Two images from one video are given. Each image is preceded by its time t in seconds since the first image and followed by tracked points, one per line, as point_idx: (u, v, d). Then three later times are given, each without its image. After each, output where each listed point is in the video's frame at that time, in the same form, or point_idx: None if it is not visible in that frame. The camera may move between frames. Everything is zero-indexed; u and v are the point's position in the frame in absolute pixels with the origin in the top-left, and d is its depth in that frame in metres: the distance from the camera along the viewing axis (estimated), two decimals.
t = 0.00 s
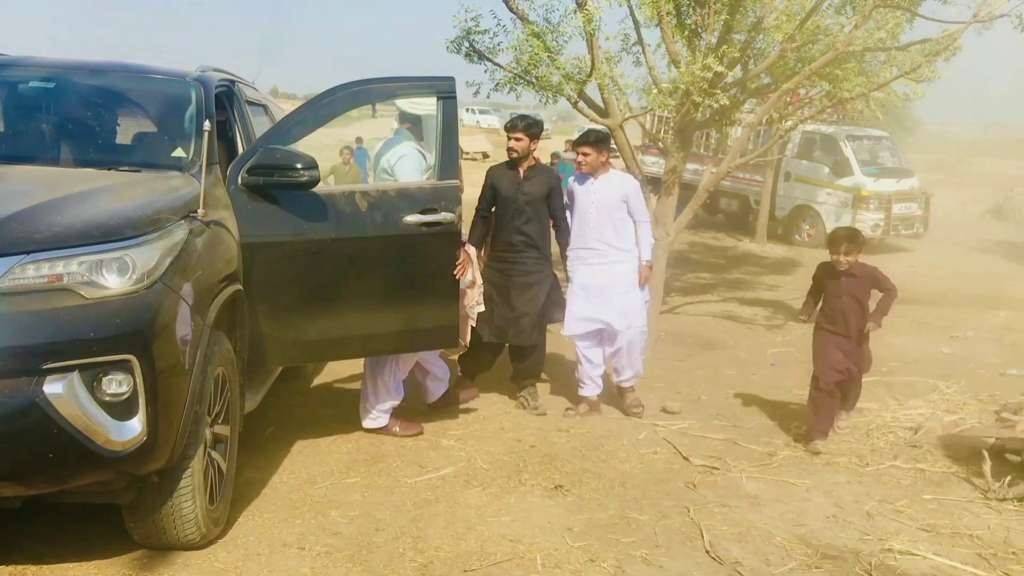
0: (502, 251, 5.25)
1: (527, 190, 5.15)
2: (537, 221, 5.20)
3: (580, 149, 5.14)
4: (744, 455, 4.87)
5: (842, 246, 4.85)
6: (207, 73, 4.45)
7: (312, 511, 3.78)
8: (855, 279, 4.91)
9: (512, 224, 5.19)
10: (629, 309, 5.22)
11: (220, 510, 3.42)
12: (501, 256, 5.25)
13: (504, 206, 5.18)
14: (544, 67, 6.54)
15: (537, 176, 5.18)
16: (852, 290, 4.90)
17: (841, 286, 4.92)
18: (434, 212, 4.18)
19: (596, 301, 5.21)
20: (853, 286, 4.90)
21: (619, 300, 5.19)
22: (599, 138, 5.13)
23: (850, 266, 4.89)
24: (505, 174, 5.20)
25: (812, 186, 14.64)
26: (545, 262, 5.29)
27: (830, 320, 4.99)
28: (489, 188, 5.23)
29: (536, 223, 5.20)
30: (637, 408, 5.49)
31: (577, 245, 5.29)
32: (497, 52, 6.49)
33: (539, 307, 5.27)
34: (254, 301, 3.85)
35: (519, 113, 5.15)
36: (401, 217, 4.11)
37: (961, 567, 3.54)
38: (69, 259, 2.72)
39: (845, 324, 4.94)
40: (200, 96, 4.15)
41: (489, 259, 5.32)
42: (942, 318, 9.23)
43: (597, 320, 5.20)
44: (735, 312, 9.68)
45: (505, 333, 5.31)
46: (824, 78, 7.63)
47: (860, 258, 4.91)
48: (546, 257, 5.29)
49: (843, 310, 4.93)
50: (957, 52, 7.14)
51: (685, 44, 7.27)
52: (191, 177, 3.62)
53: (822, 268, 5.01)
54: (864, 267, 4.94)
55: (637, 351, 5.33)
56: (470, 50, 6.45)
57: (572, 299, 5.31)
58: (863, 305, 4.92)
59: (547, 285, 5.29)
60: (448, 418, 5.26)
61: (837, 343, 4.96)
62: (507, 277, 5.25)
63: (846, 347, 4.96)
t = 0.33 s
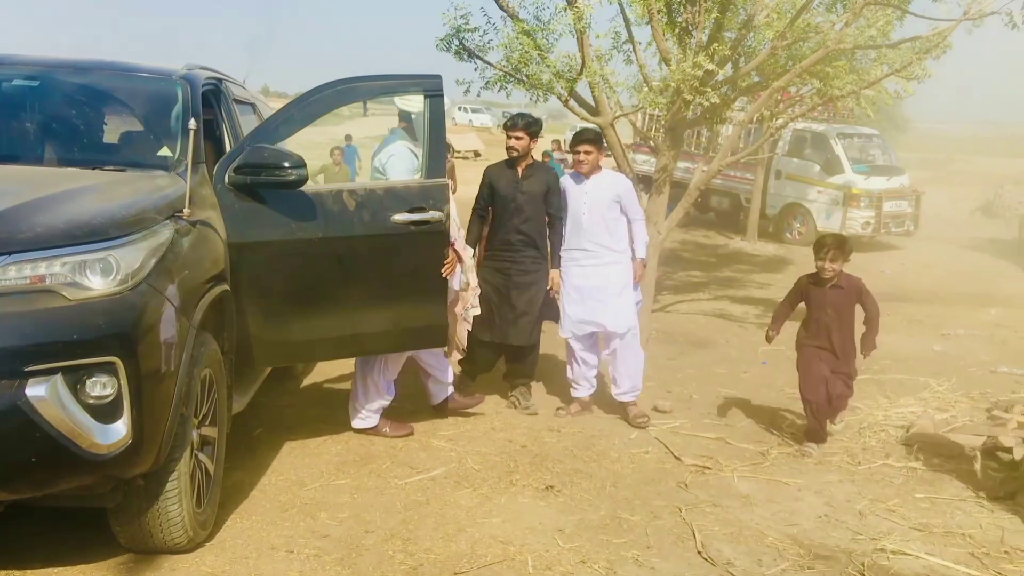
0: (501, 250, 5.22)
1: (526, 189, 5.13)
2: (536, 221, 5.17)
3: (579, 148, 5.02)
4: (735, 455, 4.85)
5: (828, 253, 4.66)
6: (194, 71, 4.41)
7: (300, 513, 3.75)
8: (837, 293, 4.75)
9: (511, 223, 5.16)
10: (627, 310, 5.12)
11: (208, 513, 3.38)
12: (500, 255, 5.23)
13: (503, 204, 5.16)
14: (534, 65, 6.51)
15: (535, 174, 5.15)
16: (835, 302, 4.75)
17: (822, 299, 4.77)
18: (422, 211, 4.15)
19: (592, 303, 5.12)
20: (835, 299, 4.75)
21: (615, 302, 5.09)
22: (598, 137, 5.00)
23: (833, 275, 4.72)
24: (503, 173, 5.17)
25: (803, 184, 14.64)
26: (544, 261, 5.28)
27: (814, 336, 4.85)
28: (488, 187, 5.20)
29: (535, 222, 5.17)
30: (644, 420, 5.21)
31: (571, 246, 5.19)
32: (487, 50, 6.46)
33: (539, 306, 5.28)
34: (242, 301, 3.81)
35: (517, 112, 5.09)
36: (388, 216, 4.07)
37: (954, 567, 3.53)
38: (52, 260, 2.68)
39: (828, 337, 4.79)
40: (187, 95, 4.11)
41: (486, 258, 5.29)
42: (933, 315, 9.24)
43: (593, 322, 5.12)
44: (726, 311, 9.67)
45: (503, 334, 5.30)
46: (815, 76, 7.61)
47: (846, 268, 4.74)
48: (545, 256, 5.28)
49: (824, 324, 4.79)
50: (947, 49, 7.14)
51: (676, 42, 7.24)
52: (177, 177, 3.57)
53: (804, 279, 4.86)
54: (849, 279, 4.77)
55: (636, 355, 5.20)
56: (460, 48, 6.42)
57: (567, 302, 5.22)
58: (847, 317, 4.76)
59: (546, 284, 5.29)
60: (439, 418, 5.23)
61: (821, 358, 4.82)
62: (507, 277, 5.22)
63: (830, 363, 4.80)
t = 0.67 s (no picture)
0: (484, 250, 5.16)
1: (512, 189, 5.10)
2: (521, 221, 5.14)
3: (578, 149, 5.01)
4: (716, 454, 4.83)
5: (806, 230, 4.39)
6: (165, 70, 4.33)
7: (277, 520, 3.68)
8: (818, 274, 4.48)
9: (496, 223, 5.11)
10: (611, 313, 5.03)
11: (183, 521, 3.32)
12: (484, 256, 5.17)
13: (487, 204, 5.11)
14: (511, 64, 6.46)
15: (520, 175, 5.13)
16: (817, 285, 4.48)
17: (803, 279, 4.48)
18: (395, 211, 4.11)
19: (576, 306, 5.06)
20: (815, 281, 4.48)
21: (600, 304, 5.03)
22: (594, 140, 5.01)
23: (811, 255, 4.45)
24: (487, 172, 5.12)
25: (779, 182, 14.69)
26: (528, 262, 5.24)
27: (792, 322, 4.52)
28: (471, 188, 5.14)
29: (520, 222, 5.14)
30: (635, 427, 5.05)
31: (556, 248, 5.14)
32: (464, 49, 6.41)
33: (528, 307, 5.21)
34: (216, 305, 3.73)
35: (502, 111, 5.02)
36: (362, 217, 4.02)
37: (936, 566, 3.52)
38: (17, 265, 2.60)
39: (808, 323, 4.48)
40: (158, 94, 4.03)
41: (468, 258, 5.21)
42: (910, 312, 9.29)
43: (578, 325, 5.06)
44: (705, 309, 9.67)
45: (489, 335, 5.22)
46: (792, 73, 7.61)
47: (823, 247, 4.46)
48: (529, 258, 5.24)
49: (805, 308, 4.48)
50: (923, 47, 7.17)
51: (653, 40, 7.21)
52: (148, 179, 3.49)
53: (781, 261, 4.56)
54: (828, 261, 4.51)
55: (624, 361, 5.05)
56: (437, 47, 6.36)
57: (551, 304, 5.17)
58: (829, 298, 4.48)
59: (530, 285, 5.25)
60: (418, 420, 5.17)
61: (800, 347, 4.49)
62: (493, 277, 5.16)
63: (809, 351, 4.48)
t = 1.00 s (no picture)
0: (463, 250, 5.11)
1: (493, 190, 5.08)
2: (500, 222, 5.14)
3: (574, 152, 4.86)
4: (697, 455, 4.81)
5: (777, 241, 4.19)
6: (137, 71, 4.25)
7: (254, 527, 3.62)
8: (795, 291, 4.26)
9: (477, 223, 5.08)
10: (600, 320, 4.96)
11: (157, 531, 3.25)
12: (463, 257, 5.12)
13: (468, 204, 5.07)
14: (487, 64, 6.42)
15: (501, 176, 5.12)
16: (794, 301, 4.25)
17: (777, 296, 4.27)
18: (368, 211, 4.07)
19: (565, 313, 4.99)
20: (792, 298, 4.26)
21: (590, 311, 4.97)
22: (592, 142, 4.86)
23: (784, 268, 4.23)
24: (468, 172, 5.09)
25: (754, 182, 14.75)
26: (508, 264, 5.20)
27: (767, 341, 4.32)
28: (452, 188, 5.10)
29: (499, 224, 5.13)
30: (617, 435, 4.98)
31: (546, 253, 5.05)
32: (440, 49, 6.36)
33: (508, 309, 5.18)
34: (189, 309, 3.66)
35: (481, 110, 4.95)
36: (334, 218, 3.98)
37: (918, 566, 3.52)
38: None
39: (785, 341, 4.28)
40: (129, 95, 3.95)
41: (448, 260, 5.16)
42: (886, 311, 9.35)
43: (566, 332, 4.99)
44: (682, 309, 9.67)
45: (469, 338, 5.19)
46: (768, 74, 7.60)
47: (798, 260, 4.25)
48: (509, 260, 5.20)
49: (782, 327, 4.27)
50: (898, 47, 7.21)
51: (629, 41, 7.19)
52: (120, 182, 3.42)
53: (757, 277, 4.35)
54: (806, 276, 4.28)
55: (608, 369, 4.99)
56: (412, 47, 6.31)
57: (538, 308, 5.08)
58: (804, 316, 4.26)
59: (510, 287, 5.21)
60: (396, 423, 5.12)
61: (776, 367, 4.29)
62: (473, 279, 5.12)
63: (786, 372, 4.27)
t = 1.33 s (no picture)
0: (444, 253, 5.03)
1: (476, 191, 5.06)
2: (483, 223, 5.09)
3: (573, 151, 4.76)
4: (679, 458, 4.79)
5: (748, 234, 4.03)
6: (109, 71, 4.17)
7: (231, 536, 3.55)
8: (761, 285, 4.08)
9: (461, 225, 5.03)
10: (594, 324, 4.93)
11: (133, 542, 3.18)
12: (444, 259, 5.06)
13: (451, 206, 5.03)
14: (466, 64, 6.37)
15: (482, 177, 5.08)
16: (757, 296, 4.08)
17: (739, 292, 4.10)
18: (338, 212, 4.02)
19: (560, 315, 4.93)
20: (757, 292, 4.08)
21: (584, 314, 4.93)
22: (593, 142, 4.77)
23: (755, 262, 4.05)
24: (449, 174, 5.03)
25: (731, 182, 14.79)
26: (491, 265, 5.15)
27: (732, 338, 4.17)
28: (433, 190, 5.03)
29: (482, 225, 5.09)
30: (599, 438, 4.96)
31: (540, 254, 4.97)
32: (418, 49, 6.30)
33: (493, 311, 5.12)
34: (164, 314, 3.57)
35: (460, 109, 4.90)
36: (306, 220, 3.91)
37: (901, 568, 3.51)
38: None
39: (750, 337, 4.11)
40: (101, 96, 3.86)
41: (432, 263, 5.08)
42: (863, 310, 9.39)
43: (560, 335, 4.94)
44: (661, 310, 9.66)
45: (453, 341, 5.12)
46: (745, 74, 7.60)
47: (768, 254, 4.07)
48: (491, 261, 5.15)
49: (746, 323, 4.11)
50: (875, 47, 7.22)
51: (607, 41, 7.17)
52: (92, 185, 3.33)
53: (726, 270, 4.20)
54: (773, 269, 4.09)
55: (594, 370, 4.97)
56: (389, 47, 6.25)
57: (530, 311, 5.00)
58: (769, 310, 4.08)
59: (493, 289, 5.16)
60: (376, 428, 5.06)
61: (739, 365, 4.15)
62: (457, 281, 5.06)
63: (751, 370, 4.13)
